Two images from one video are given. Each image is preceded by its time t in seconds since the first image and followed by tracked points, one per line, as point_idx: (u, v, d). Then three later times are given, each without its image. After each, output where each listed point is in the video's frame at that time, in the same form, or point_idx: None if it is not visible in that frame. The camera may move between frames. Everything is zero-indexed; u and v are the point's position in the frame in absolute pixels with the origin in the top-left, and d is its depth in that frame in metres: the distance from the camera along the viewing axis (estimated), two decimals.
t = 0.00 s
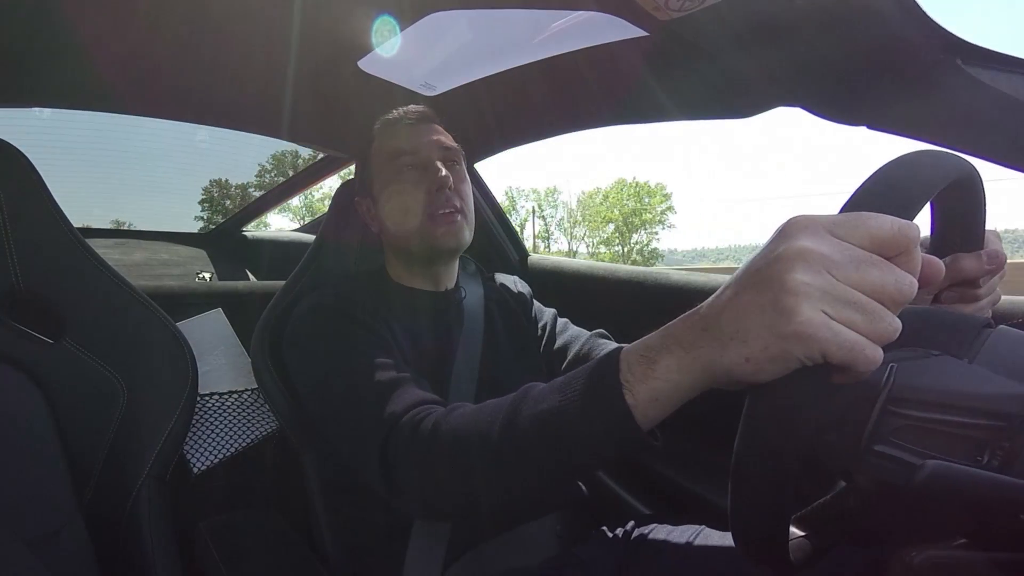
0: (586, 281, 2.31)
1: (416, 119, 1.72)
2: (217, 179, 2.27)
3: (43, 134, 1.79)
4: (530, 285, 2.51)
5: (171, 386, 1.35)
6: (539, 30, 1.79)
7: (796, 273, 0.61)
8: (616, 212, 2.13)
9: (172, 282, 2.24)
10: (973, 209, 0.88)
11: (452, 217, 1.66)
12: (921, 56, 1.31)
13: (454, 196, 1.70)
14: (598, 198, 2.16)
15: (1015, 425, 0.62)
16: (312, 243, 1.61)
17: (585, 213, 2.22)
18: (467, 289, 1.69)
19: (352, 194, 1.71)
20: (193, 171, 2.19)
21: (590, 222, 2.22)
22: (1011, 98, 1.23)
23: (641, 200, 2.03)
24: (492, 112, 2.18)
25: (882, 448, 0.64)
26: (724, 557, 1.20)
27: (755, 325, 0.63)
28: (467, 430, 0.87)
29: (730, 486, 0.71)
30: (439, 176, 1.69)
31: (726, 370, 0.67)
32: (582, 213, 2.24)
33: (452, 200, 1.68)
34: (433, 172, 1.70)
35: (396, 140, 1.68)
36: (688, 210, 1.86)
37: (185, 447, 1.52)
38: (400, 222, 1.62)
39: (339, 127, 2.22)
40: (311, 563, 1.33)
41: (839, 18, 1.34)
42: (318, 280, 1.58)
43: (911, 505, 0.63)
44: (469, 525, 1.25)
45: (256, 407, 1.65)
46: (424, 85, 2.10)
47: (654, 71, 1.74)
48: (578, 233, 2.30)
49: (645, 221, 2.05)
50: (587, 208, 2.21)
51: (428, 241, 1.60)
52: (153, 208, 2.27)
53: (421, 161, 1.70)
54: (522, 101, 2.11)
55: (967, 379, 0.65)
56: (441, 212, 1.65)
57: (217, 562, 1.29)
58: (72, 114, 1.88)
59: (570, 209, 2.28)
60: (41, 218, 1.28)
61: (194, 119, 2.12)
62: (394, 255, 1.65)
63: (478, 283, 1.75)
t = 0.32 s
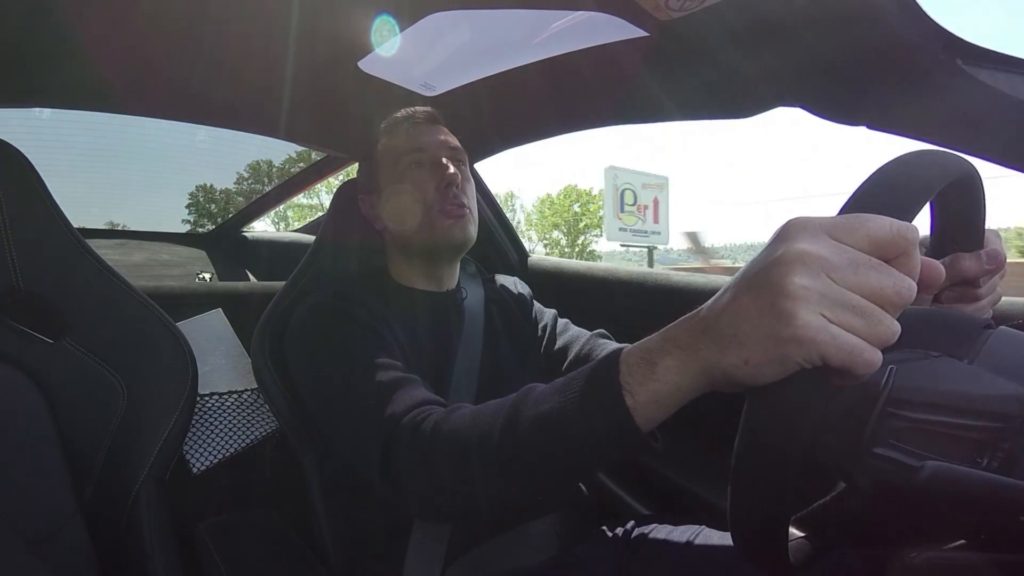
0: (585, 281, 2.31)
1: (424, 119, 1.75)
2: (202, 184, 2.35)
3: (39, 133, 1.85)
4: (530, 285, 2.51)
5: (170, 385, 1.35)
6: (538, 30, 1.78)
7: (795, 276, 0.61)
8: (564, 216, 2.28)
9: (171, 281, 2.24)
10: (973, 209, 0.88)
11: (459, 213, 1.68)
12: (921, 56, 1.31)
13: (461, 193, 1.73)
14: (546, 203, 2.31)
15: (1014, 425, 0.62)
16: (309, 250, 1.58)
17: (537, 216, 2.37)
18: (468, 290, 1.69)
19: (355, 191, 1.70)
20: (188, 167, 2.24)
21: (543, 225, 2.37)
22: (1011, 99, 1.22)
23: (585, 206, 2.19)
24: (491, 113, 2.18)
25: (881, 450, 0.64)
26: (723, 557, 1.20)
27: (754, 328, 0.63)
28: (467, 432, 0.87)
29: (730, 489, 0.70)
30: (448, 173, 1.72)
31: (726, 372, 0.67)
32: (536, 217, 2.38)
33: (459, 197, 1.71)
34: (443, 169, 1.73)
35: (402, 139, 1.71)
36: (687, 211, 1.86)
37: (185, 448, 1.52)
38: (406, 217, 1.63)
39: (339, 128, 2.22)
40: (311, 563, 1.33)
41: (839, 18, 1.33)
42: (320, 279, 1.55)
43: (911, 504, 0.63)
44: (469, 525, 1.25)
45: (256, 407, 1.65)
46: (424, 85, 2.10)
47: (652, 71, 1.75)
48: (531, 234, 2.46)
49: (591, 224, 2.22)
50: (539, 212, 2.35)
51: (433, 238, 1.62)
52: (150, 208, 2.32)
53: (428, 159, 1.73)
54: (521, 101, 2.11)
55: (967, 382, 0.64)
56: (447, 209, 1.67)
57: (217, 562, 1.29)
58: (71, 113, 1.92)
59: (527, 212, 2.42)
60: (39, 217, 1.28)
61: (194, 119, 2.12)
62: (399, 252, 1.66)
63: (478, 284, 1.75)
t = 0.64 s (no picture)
0: (585, 282, 2.31)
1: (423, 120, 1.75)
2: (192, 193, 2.35)
3: (37, 134, 1.84)
4: (530, 286, 2.51)
5: (170, 386, 1.35)
6: (538, 30, 1.78)
7: (794, 278, 0.61)
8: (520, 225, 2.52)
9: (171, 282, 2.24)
10: (973, 211, 0.88)
11: (458, 214, 1.68)
12: (921, 57, 1.30)
13: (460, 192, 1.72)
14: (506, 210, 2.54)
15: (1013, 428, 0.62)
16: (309, 255, 1.57)
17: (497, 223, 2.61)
18: (467, 291, 1.69)
19: (354, 194, 1.70)
20: (189, 169, 2.24)
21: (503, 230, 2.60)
22: (1012, 99, 1.22)
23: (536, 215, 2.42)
24: (490, 113, 2.18)
25: (882, 452, 0.64)
26: (724, 559, 1.19)
27: (754, 330, 0.63)
28: (467, 433, 0.87)
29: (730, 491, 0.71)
30: (448, 172, 1.71)
31: (726, 374, 0.67)
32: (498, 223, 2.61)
33: (459, 196, 1.71)
34: (442, 169, 1.72)
35: (402, 142, 1.71)
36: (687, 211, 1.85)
37: (185, 449, 1.51)
38: (407, 218, 1.63)
39: (338, 127, 2.21)
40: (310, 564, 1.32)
41: (839, 18, 1.33)
42: (321, 281, 1.55)
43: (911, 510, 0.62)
44: (469, 526, 1.25)
45: (255, 409, 1.65)
46: (424, 86, 2.09)
47: (651, 71, 1.74)
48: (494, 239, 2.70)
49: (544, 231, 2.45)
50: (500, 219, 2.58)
51: (435, 239, 1.62)
52: (149, 212, 2.31)
53: (428, 159, 1.72)
54: (521, 102, 2.10)
55: (967, 384, 0.64)
56: (448, 210, 1.67)
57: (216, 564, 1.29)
58: (71, 114, 1.91)
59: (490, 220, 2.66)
60: (38, 218, 1.28)
61: (194, 119, 2.12)
62: (400, 253, 1.66)
63: (478, 285, 1.75)
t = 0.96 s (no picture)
0: (585, 281, 2.31)
1: (426, 120, 1.75)
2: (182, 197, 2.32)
3: (36, 134, 1.84)
4: (529, 284, 2.51)
5: (171, 384, 1.35)
6: (538, 31, 1.79)
7: (795, 273, 0.61)
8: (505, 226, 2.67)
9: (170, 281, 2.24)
10: (974, 211, 0.88)
11: (460, 217, 1.68)
12: (920, 57, 1.31)
13: (463, 195, 1.72)
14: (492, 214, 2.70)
15: (1015, 424, 0.62)
16: (309, 248, 1.59)
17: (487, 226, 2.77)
18: (468, 290, 1.69)
19: (357, 191, 1.71)
20: (188, 169, 2.23)
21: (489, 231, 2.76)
22: (1011, 99, 1.22)
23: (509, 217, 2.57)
24: (490, 113, 2.18)
25: (880, 447, 0.64)
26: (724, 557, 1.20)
27: (755, 325, 0.63)
28: (468, 429, 0.87)
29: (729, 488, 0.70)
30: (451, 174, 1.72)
31: (727, 369, 0.67)
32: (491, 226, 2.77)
33: (461, 198, 1.71)
34: (445, 169, 1.72)
35: (407, 137, 1.71)
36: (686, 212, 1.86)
37: (185, 446, 1.52)
38: (407, 217, 1.63)
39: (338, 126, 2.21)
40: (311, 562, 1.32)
41: (838, 19, 1.34)
42: (321, 280, 1.55)
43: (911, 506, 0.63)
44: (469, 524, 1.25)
45: (256, 407, 1.65)
46: (424, 86, 2.09)
47: (651, 71, 1.74)
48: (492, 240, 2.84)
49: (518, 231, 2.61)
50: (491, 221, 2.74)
51: (436, 237, 1.62)
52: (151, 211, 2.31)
53: (434, 159, 1.72)
54: (522, 102, 2.10)
55: (967, 381, 0.65)
56: (450, 210, 1.68)
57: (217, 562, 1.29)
58: (70, 114, 1.92)
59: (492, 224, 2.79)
60: (38, 217, 1.28)
61: (195, 119, 2.13)
62: (399, 251, 1.66)
63: (478, 283, 1.75)
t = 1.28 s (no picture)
0: (585, 281, 2.31)
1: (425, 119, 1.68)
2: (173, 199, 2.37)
3: (37, 133, 1.87)
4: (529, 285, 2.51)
5: (171, 384, 1.35)
6: (539, 30, 1.79)
7: (797, 270, 0.61)
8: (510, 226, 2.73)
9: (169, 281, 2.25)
10: (973, 210, 0.88)
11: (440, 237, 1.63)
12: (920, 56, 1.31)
13: (449, 215, 1.67)
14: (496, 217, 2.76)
15: (1014, 424, 0.62)
16: (311, 246, 1.60)
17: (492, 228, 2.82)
18: (467, 290, 1.69)
19: (357, 192, 1.71)
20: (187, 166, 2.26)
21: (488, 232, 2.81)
22: (1011, 99, 1.22)
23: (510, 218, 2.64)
24: (491, 114, 2.18)
25: (882, 447, 0.64)
26: (723, 558, 1.20)
27: (757, 322, 0.63)
28: (468, 429, 0.87)
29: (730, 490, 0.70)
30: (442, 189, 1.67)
31: (727, 367, 0.67)
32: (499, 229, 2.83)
33: (446, 217, 1.66)
34: (425, 183, 1.66)
35: (388, 150, 1.64)
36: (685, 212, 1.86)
37: (186, 448, 1.53)
38: (395, 221, 1.59)
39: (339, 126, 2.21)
40: (310, 563, 1.32)
41: (838, 18, 1.34)
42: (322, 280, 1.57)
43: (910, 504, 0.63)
44: (469, 524, 1.25)
45: (256, 407, 1.65)
46: (424, 85, 2.09)
47: (651, 72, 1.74)
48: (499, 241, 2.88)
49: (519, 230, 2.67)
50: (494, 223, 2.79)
51: (425, 261, 1.59)
52: (150, 205, 2.35)
53: (411, 173, 1.64)
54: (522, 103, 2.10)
55: (966, 380, 0.64)
56: (433, 226, 1.63)
57: (217, 563, 1.29)
58: (69, 113, 1.94)
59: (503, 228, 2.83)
60: (37, 217, 1.28)
61: (196, 119, 2.13)
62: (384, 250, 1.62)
63: (477, 283, 1.75)
